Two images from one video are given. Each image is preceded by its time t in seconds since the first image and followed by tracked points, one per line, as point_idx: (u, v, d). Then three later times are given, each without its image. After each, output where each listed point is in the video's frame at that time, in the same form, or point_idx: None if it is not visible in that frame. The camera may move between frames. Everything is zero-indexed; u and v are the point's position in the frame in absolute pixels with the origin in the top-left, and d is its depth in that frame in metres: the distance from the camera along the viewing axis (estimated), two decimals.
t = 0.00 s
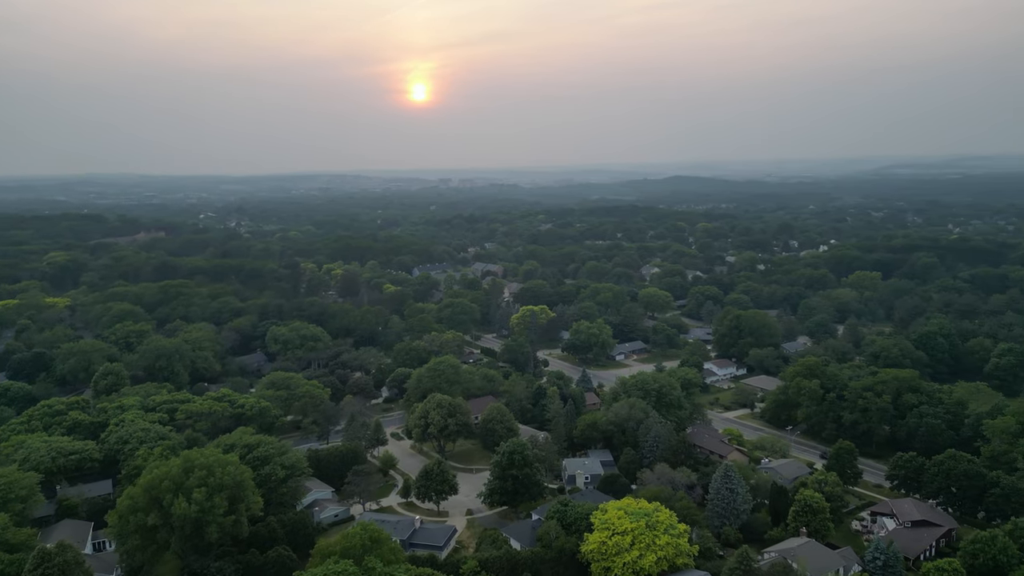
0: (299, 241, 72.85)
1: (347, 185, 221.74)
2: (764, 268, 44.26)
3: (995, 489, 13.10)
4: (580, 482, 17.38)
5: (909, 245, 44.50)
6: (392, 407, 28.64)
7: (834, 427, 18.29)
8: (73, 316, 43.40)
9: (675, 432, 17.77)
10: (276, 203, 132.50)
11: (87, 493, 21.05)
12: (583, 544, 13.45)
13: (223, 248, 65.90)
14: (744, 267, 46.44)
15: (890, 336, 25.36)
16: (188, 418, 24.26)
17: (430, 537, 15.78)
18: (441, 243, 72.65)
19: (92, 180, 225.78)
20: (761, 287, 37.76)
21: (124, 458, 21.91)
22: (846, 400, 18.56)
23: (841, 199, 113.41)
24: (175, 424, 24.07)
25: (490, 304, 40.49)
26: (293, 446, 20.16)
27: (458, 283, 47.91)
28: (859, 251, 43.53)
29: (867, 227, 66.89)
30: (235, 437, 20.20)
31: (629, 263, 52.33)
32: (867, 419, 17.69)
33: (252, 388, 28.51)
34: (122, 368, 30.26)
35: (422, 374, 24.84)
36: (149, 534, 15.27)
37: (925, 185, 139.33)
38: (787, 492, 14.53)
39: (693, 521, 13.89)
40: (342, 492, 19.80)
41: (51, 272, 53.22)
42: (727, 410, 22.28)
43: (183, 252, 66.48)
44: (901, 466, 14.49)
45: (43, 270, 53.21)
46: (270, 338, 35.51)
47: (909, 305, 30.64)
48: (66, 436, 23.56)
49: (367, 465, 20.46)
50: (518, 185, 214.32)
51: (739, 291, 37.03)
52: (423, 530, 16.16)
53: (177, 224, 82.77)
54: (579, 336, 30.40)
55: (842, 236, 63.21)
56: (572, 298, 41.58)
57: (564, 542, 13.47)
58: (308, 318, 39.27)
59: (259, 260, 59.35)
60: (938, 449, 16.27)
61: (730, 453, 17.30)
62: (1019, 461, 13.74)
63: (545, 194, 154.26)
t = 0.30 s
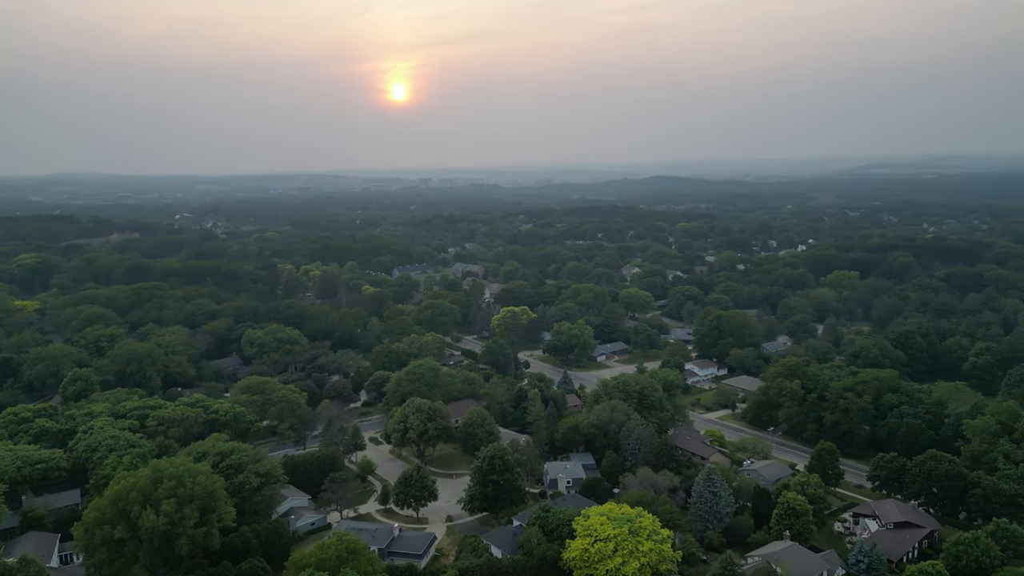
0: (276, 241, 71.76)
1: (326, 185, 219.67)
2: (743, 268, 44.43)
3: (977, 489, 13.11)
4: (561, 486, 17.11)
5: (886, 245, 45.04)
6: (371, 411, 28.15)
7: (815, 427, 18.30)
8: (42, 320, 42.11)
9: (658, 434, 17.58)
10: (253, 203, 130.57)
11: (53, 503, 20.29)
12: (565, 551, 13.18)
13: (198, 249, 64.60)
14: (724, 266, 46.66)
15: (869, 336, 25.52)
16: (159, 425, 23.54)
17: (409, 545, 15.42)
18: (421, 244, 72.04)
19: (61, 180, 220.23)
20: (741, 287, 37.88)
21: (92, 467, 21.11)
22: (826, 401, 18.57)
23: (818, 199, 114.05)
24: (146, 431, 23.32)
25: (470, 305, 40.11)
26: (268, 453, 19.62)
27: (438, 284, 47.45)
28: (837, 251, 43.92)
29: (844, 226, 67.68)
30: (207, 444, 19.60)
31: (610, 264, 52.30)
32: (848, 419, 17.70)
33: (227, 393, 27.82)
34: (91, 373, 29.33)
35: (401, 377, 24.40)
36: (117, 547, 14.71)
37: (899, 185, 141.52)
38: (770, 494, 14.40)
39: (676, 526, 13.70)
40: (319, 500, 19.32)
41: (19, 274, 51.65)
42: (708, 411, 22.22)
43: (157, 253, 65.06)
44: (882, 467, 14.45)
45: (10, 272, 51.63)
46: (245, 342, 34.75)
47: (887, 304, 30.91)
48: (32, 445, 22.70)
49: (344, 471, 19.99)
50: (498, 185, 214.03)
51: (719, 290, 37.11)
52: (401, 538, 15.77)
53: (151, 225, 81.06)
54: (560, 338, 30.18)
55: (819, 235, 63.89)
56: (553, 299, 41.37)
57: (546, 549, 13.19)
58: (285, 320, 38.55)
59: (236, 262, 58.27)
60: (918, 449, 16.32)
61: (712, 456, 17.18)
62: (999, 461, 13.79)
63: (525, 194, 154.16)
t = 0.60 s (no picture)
0: (252, 242, 70.56)
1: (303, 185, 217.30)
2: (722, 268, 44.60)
3: (957, 490, 13.11)
4: (542, 491, 16.81)
5: (862, 244, 45.60)
6: (348, 416, 27.63)
7: (795, 428, 18.28)
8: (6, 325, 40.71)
9: (639, 437, 17.36)
10: (228, 204, 128.46)
11: (16, 516, 19.46)
12: (545, 560, 12.88)
13: (171, 250, 63.18)
14: (703, 266, 46.85)
15: (848, 335, 25.68)
16: (128, 433, 22.73)
17: (386, 554, 15.02)
18: (400, 244, 71.38)
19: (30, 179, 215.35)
20: (720, 287, 38.00)
21: (57, 477, 20.22)
22: (806, 401, 18.55)
23: (794, 199, 115.47)
24: (114, 439, 22.50)
25: (450, 307, 39.68)
26: (239, 461, 19.03)
27: (417, 285, 46.95)
28: (814, 250, 44.33)
29: (820, 226, 68.51)
30: (176, 453, 18.95)
31: (590, 264, 52.25)
32: (828, 420, 17.69)
33: (199, 399, 27.07)
34: (57, 380, 28.33)
35: (378, 381, 23.91)
36: (80, 563, 14.10)
37: (873, 185, 143.94)
38: (752, 498, 14.25)
39: (657, 531, 13.49)
40: (293, 508, 18.80)
41: None
42: (689, 412, 22.13)
43: (128, 254, 63.56)
44: (863, 468, 14.41)
45: None
46: (219, 345, 33.96)
47: (864, 303, 31.19)
48: None
49: (320, 478, 19.50)
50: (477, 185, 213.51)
51: (698, 291, 37.18)
52: (378, 547, 15.35)
53: (122, 226, 79.24)
54: (540, 339, 29.95)
55: (796, 235, 64.57)
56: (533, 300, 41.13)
57: (527, 558, 12.90)
58: (260, 323, 37.75)
59: (210, 263, 57.10)
60: (899, 450, 16.34)
61: (694, 458, 17.02)
62: (979, 461, 13.83)
63: (505, 194, 153.96)
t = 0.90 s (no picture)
0: (232, 243, 69.51)
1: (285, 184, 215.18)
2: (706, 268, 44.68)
3: (943, 493, 13.08)
4: (527, 496, 16.53)
5: (843, 244, 45.97)
6: (329, 420, 27.16)
7: (781, 429, 18.21)
8: None
9: (625, 440, 17.14)
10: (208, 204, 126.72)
11: None
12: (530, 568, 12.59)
13: (150, 252, 62.02)
14: (687, 266, 46.96)
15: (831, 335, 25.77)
16: (101, 440, 22.05)
17: (367, 564, 14.64)
18: (383, 244, 70.77)
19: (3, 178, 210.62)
20: (704, 287, 38.03)
21: (27, 486, 19.46)
22: (792, 403, 18.50)
23: (775, 198, 116.51)
24: (86, 447, 21.81)
25: (433, 308, 39.30)
26: (216, 469, 18.52)
27: (400, 286, 46.50)
28: (797, 250, 44.59)
29: (802, 226, 69.07)
30: (150, 461, 18.38)
31: (574, 265, 52.12)
32: (813, 421, 17.64)
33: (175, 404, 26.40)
34: (28, 386, 27.48)
35: (360, 385, 23.46)
36: None
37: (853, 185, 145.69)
38: (738, 501, 14.08)
39: (643, 537, 13.27)
40: (272, 516, 18.33)
41: None
42: (674, 414, 22.01)
43: (104, 256, 62.26)
44: (849, 470, 14.34)
45: None
46: (197, 349, 33.25)
47: (847, 303, 31.35)
48: None
49: (299, 486, 19.05)
50: (461, 185, 212.89)
51: (682, 291, 37.18)
52: (359, 556, 14.96)
53: (99, 226, 77.66)
54: (525, 340, 29.70)
55: (778, 234, 65.06)
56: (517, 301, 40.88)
57: (511, 566, 12.61)
58: (240, 326, 37.05)
59: (189, 265, 56.11)
60: (884, 451, 16.32)
61: (680, 461, 16.85)
62: (965, 463, 13.82)
63: (489, 194, 153.69)
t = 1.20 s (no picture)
0: (212, 244, 68.34)
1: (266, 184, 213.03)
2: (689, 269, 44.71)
3: (930, 495, 13.02)
4: (511, 502, 16.22)
5: (825, 244, 46.26)
6: (310, 426, 26.65)
7: (766, 432, 18.12)
8: None
9: (610, 444, 16.89)
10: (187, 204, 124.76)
11: None
12: None
13: (127, 253, 60.74)
14: (671, 266, 46.99)
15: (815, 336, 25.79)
16: (72, 448, 21.30)
17: None
18: (365, 245, 70.05)
19: None
20: (688, 287, 38.02)
21: None
22: (777, 404, 18.40)
23: (757, 198, 117.44)
24: (57, 455, 21.07)
25: (417, 310, 38.84)
26: (190, 478, 17.97)
27: (383, 287, 45.97)
28: (780, 250, 44.78)
29: (784, 225, 69.56)
30: (122, 470, 17.78)
31: (559, 265, 51.92)
32: (799, 423, 17.55)
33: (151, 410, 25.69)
34: None
35: (340, 389, 22.97)
36: None
37: (833, 185, 147.24)
38: (725, 506, 13.89)
39: (629, 544, 13.03)
40: (249, 526, 17.82)
41: None
42: (659, 416, 21.84)
43: (79, 257, 60.85)
44: (835, 473, 14.24)
45: None
46: (174, 353, 32.49)
47: (830, 303, 31.46)
48: None
49: (278, 494, 18.56)
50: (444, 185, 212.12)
51: (667, 291, 37.12)
52: (339, 567, 14.55)
53: (74, 227, 75.99)
54: (509, 342, 29.41)
55: (761, 234, 65.44)
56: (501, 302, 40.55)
57: None
58: (219, 329, 36.30)
59: (167, 266, 55.03)
60: (870, 453, 16.26)
61: (666, 465, 16.66)
62: (950, 465, 13.82)
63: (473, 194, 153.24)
